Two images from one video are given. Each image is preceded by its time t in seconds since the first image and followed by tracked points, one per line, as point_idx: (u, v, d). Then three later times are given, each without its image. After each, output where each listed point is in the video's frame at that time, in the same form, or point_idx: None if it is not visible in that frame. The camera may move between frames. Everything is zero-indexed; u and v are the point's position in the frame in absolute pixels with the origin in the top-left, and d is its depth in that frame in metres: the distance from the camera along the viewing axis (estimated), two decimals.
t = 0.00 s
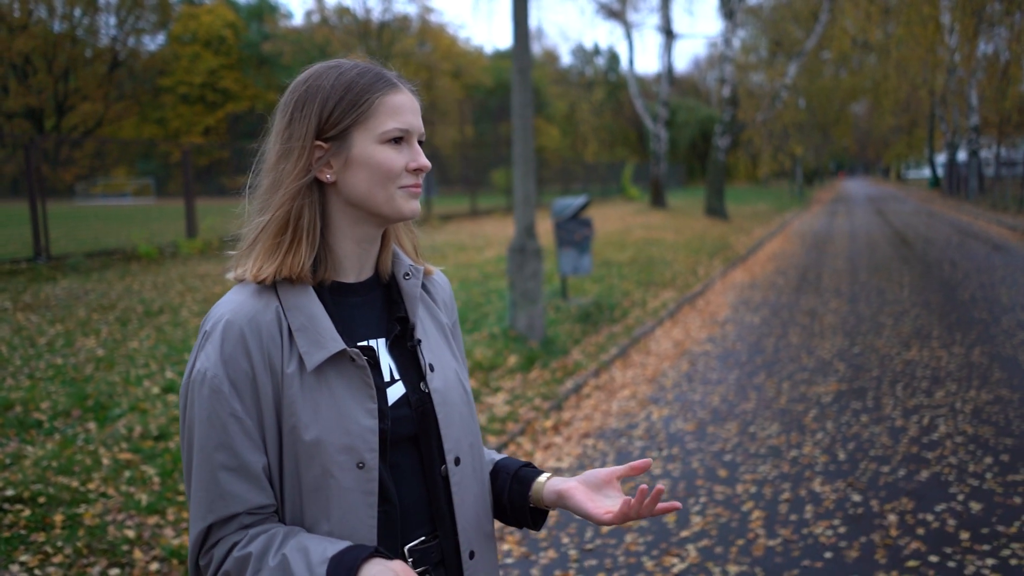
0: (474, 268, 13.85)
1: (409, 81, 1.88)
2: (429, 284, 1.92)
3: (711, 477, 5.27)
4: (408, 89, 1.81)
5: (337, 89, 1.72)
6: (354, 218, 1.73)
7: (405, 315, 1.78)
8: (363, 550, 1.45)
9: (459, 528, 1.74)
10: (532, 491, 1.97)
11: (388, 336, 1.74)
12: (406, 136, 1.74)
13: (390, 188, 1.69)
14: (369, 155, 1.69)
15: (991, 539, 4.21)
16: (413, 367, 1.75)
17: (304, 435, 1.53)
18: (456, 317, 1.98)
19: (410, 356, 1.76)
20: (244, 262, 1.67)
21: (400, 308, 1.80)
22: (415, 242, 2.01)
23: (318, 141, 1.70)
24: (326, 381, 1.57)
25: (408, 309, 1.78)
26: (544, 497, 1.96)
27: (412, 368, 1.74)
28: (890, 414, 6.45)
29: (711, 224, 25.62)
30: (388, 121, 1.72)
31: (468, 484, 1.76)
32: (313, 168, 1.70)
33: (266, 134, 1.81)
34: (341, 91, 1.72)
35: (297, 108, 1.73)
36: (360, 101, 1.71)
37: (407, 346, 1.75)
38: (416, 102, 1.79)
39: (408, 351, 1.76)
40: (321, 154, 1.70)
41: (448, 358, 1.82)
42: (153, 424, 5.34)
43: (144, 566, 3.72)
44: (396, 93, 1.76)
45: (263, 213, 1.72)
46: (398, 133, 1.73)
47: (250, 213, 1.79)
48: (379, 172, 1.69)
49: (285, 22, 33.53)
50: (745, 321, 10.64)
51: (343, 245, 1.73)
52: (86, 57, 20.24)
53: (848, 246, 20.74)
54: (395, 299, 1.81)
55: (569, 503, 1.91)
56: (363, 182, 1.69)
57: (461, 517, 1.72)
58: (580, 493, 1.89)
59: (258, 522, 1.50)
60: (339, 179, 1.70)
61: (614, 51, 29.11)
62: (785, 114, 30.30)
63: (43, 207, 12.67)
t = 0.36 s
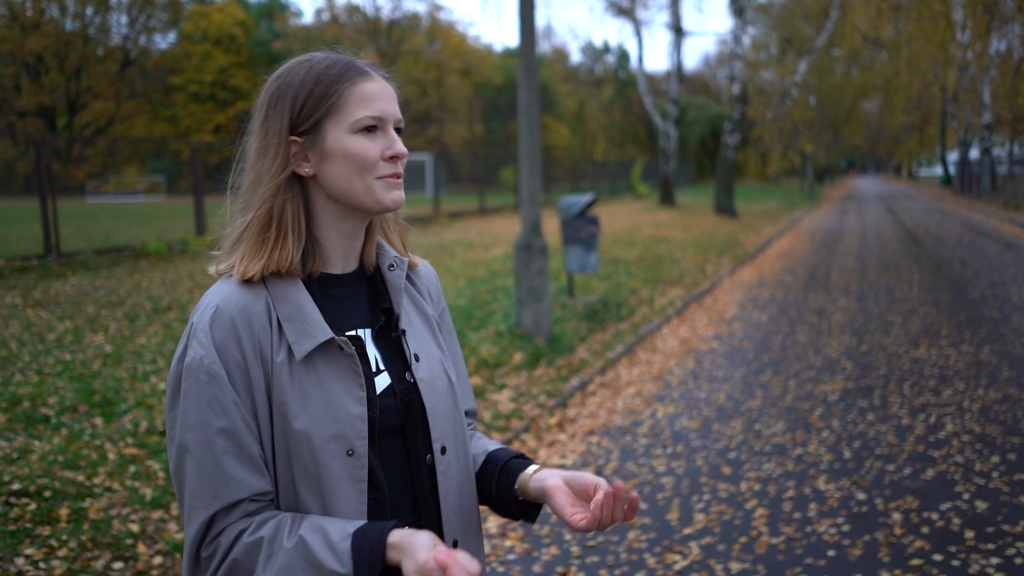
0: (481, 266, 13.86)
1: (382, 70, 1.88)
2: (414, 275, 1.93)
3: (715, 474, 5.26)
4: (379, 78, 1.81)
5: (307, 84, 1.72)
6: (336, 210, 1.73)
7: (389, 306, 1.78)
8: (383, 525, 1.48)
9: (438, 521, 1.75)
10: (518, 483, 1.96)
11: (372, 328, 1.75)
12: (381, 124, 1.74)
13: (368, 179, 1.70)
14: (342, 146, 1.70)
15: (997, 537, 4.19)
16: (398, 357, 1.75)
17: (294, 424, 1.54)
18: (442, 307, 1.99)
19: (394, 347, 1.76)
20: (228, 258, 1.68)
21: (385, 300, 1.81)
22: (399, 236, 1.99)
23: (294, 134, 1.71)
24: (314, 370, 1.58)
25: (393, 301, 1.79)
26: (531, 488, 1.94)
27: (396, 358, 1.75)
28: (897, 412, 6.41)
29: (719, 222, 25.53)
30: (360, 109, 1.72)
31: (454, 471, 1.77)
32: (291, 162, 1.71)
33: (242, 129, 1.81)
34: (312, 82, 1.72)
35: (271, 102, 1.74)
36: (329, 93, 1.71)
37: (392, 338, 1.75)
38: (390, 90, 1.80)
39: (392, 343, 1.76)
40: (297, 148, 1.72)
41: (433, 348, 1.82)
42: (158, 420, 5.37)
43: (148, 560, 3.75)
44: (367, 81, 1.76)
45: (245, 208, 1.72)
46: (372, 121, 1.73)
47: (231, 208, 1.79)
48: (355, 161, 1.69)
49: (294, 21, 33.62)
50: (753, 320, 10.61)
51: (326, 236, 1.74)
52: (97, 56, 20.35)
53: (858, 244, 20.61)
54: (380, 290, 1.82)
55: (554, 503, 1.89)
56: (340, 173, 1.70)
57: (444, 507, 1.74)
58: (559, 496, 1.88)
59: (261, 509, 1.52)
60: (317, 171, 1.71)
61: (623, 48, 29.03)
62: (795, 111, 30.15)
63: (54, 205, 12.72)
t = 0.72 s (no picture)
0: (490, 266, 13.87)
1: (359, 70, 1.89)
2: (402, 265, 1.94)
3: (722, 475, 5.24)
4: (353, 77, 1.82)
5: (280, 80, 1.74)
6: (311, 208, 1.74)
7: (373, 299, 1.79)
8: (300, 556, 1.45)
9: (443, 506, 1.76)
10: (554, 430, 2.00)
11: (357, 323, 1.76)
12: (352, 125, 1.75)
13: (334, 177, 1.70)
14: (309, 143, 1.71)
15: (1005, 541, 4.16)
16: (384, 351, 1.76)
17: (278, 436, 1.56)
18: (437, 295, 2.00)
19: (380, 340, 1.77)
20: (199, 256, 1.70)
21: (369, 294, 1.81)
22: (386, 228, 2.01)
23: (261, 131, 1.72)
24: (297, 379, 1.59)
25: (376, 294, 1.79)
26: (567, 433, 2.00)
27: (383, 354, 1.76)
28: (907, 414, 6.38)
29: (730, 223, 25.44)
30: (331, 108, 1.73)
31: (449, 465, 1.77)
32: (256, 157, 1.72)
33: (219, 127, 1.84)
34: (281, 83, 1.73)
35: (242, 101, 1.76)
36: (302, 89, 1.72)
37: (377, 332, 1.76)
38: (364, 91, 1.80)
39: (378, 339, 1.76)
40: (264, 143, 1.73)
41: (423, 338, 1.83)
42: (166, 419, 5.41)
43: (156, 557, 3.78)
44: (341, 82, 1.77)
45: (212, 204, 1.74)
46: (342, 121, 1.73)
47: (204, 208, 1.82)
48: (323, 159, 1.70)
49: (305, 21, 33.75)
50: (763, 321, 10.57)
51: (300, 233, 1.75)
52: (111, 57, 20.51)
53: (869, 245, 20.52)
54: (363, 284, 1.82)
55: (600, 439, 1.99)
56: (306, 168, 1.70)
57: (444, 495, 1.74)
58: (608, 428, 1.98)
59: (241, 521, 1.53)
60: (285, 167, 1.72)
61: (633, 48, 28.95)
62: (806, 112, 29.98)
63: (66, 205, 12.82)
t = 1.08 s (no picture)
0: (499, 265, 13.88)
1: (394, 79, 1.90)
2: (415, 270, 1.95)
3: (731, 476, 5.23)
4: (389, 86, 1.84)
5: (323, 83, 1.74)
6: (337, 210, 1.75)
7: (390, 300, 1.80)
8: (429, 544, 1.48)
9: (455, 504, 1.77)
10: (540, 458, 1.93)
11: (375, 322, 1.77)
12: (388, 134, 1.77)
13: (367, 185, 1.72)
14: (347, 149, 1.72)
15: (1016, 543, 4.14)
16: (399, 348, 1.76)
17: (308, 428, 1.56)
18: (443, 298, 2.01)
19: (396, 339, 1.78)
20: (227, 248, 1.69)
21: (385, 294, 1.83)
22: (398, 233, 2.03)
23: (301, 130, 1.72)
24: (324, 373, 1.60)
25: (394, 294, 1.81)
26: (553, 464, 1.92)
27: (399, 351, 1.76)
28: (918, 416, 6.35)
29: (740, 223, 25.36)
30: (370, 117, 1.75)
31: (462, 464, 1.78)
32: (293, 156, 1.72)
33: (249, 123, 1.83)
34: (325, 85, 1.74)
35: (282, 97, 1.75)
36: (346, 94, 1.73)
37: (394, 331, 1.77)
38: (400, 102, 1.82)
39: (393, 337, 1.77)
40: (302, 142, 1.73)
41: (435, 339, 1.84)
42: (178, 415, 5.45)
43: (167, 552, 3.79)
44: (381, 92, 1.78)
45: (243, 199, 1.74)
46: (380, 131, 1.75)
47: (229, 202, 1.81)
48: (359, 164, 1.71)
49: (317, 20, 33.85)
50: (773, 321, 10.54)
51: (325, 233, 1.75)
52: (123, 55, 20.64)
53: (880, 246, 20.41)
54: (380, 284, 1.84)
55: (579, 472, 1.87)
56: (341, 172, 1.71)
57: (457, 494, 1.76)
58: (588, 465, 1.87)
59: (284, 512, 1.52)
60: (319, 168, 1.73)
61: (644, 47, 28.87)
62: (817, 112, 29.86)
63: (79, 202, 12.96)
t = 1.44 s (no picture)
0: (508, 264, 13.87)
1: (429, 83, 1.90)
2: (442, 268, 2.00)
3: (743, 475, 5.22)
4: (432, 93, 1.84)
5: (374, 86, 1.74)
6: (371, 211, 1.77)
7: (425, 293, 1.86)
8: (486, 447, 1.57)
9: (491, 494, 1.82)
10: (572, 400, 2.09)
11: (408, 316, 1.81)
12: (430, 140, 1.77)
13: (407, 189, 1.73)
14: (394, 151, 1.72)
15: None
16: (440, 341, 1.81)
17: (345, 421, 1.57)
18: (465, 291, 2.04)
19: (435, 330, 1.83)
20: (266, 240, 1.69)
21: (418, 287, 1.88)
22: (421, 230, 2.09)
23: (349, 128, 1.72)
24: (357, 366, 1.61)
25: (428, 288, 1.86)
26: (587, 399, 2.10)
27: (438, 342, 1.81)
28: (930, 416, 6.32)
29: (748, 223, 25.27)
30: (417, 122, 1.75)
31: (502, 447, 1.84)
32: (339, 155, 1.72)
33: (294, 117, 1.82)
34: (376, 88, 1.74)
35: (330, 96, 1.75)
36: (394, 100, 1.74)
37: (432, 322, 1.83)
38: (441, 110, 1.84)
39: (433, 326, 1.82)
40: (349, 142, 1.73)
41: (469, 330, 1.90)
42: (190, 413, 5.48)
43: (181, 550, 3.80)
44: (427, 101, 1.79)
45: (283, 192, 1.74)
46: (424, 137, 1.76)
47: (266, 195, 1.82)
48: (401, 169, 1.72)
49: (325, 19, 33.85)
50: (783, 321, 10.49)
51: (358, 230, 1.77)
52: (132, 55, 20.68)
53: (889, 246, 20.31)
54: (411, 278, 1.89)
55: (617, 398, 2.08)
56: (384, 174, 1.72)
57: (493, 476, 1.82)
58: (626, 383, 2.09)
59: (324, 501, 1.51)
60: (362, 168, 1.73)
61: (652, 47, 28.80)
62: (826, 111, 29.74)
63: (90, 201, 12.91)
